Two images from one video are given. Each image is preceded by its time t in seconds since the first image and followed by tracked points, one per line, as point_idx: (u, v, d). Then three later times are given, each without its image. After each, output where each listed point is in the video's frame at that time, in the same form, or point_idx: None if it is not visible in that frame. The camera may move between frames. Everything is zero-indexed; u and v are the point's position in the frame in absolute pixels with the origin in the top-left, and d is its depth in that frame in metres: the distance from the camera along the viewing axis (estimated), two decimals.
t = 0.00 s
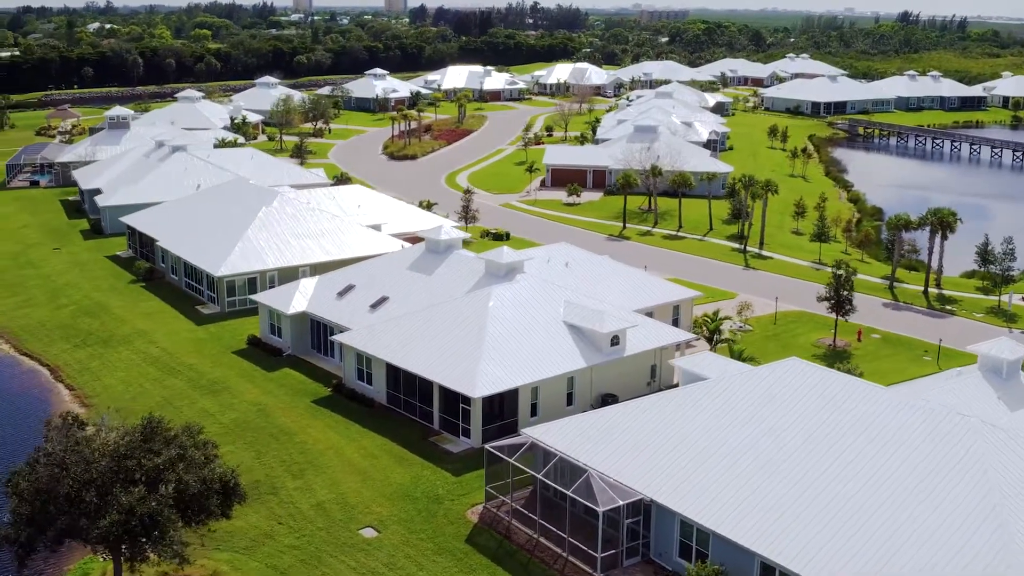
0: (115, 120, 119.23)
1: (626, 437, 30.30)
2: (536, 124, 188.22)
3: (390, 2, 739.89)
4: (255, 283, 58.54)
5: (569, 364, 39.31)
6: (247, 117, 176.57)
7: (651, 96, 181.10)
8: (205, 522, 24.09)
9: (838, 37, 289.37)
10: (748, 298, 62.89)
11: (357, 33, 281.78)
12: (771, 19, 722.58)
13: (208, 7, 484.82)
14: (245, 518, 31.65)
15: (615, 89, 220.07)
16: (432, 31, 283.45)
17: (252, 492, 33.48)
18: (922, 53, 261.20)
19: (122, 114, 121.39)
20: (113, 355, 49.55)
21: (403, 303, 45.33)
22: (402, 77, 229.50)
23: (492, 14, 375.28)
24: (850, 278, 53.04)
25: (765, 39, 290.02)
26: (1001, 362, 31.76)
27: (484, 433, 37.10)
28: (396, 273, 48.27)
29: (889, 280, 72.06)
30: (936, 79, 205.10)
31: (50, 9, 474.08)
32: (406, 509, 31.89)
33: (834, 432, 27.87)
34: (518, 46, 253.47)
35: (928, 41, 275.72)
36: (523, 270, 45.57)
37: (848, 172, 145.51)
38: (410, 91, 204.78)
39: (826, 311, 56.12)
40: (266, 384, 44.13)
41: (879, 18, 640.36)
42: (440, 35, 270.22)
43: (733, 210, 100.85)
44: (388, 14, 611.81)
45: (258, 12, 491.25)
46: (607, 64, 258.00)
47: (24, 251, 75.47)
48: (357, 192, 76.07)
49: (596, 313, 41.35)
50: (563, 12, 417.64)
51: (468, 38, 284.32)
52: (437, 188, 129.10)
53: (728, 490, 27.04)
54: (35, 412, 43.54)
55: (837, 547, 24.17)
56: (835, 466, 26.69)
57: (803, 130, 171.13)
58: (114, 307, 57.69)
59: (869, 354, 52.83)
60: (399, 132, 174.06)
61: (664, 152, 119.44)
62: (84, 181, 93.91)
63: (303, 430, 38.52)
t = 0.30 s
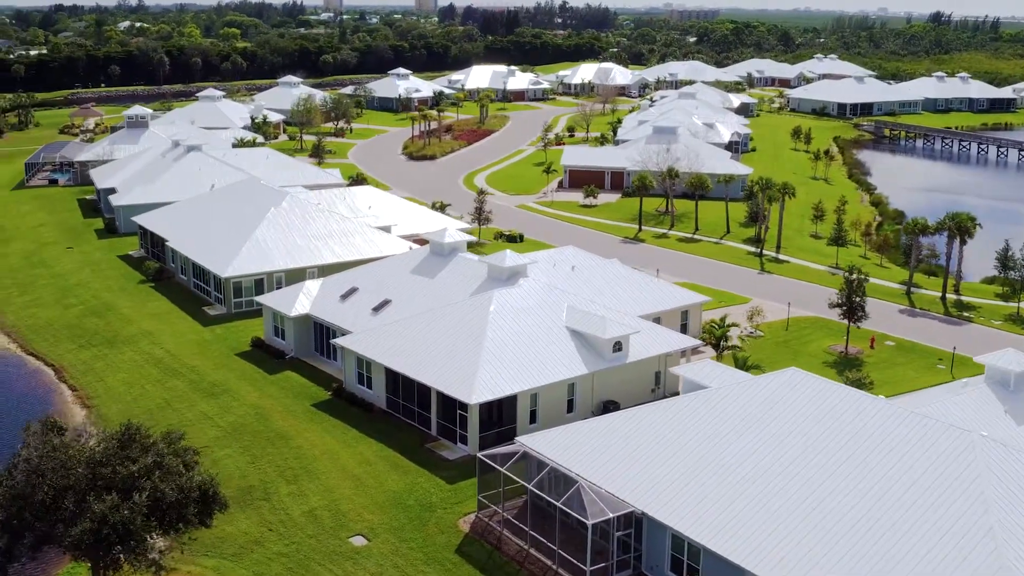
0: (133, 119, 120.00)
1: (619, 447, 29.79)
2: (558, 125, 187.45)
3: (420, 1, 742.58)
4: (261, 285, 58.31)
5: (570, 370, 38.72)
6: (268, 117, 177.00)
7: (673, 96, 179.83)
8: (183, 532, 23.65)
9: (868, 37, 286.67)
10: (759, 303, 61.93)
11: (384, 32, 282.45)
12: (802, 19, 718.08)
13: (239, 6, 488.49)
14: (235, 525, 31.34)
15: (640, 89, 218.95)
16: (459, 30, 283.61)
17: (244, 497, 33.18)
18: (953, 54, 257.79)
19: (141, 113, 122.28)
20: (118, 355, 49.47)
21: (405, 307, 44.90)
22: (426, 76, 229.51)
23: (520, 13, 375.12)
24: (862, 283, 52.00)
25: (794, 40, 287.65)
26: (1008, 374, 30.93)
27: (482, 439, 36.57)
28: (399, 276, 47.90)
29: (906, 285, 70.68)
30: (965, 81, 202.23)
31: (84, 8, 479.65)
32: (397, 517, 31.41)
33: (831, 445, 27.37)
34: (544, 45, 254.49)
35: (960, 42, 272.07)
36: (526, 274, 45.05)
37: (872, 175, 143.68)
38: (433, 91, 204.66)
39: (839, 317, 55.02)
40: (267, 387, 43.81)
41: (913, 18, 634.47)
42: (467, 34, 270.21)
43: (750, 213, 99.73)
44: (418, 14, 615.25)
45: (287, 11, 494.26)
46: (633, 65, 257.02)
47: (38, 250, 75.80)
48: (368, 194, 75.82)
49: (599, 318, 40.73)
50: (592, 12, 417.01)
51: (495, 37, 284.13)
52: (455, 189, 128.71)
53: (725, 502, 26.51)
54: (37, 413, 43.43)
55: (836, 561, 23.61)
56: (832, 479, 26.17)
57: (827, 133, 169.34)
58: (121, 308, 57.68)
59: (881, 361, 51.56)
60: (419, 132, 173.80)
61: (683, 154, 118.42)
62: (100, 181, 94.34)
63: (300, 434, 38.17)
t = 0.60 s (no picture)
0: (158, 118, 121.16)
1: (619, 456, 29.20)
2: (586, 125, 186.42)
3: (456, 1, 745.36)
4: (274, 286, 58.12)
5: (574, 378, 38.11)
6: (295, 116, 177.59)
7: (703, 97, 178.27)
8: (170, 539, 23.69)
9: (905, 37, 283.09)
10: (776, 309, 60.88)
11: (417, 30, 283.00)
12: (839, 19, 711.30)
13: (276, 4, 492.55)
14: (230, 531, 31.08)
15: (671, 89, 217.64)
16: (492, 29, 283.09)
17: (242, 503, 32.89)
18: (991, 55, 253.55)
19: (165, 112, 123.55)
20: (127, 356, 49.57)
21: (412, 311, 44.51)
22: (456, 76, 229.46)
23: (555, 12, 374.51)
24: (881, 290, 50.94)
25: (830, 40, 284.58)
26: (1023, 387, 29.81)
27: (484, 447, 36.02)
28: (408, 279, 47.52)
29: (929, 292, 69.23)
30: (1002, 82, 198.75)
31: (125, 7, 486.88)
32: (393, 525, 30.95)
33: (836, 457, 26.80)
34: (577, 44, 254.32)
35: (999, 42, 267.56)
36: (535, 278, 44.49)
37: (903, 177, 141.56)
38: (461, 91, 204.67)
39: (857, 323, 53.85)
40: (273, 390, 43.62)
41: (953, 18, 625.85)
42: (500, 32, 269.72)
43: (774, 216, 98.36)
44: (454, 12, 617.54)
45: (324, 10, 497.34)
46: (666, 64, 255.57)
47: (60, 249, 76.39)
48: (385, 194, 75.58)
49: (606, 325, 40.09)
50: (627, 11, 415.69)
51: (528, 36, 283.55)
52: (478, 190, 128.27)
53: (727, 513, 25.91)
54: (44, 412, 43.57)
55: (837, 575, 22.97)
56: (836, 491, 25.57)
57: (858, 134, 167.16)
58: (134, 308, 57.88)
59: (900, 370, 50.32)
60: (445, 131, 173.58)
61: (707, 155, 117.21)
62: (123, 180, 95.01)
63: (302, 439, 37.86)
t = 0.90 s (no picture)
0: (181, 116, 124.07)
1: (615, 463, 28.77)
2: (612, 125, 185.44)
3: None
4: (283, 287, 57.96)
5: (576, 385, 37.54)
6: (319, 115, 177.97)
7: (729, 97, 176.74)
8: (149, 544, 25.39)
9: (940, 37, 279.66)
10: (790, 315, 59.90)
11: (448, 29, 283.02)
12: (874, 19, 704.24)
13: (309, 3, 494.98)
14: (222, 537, 30.83)
15: (700, 89, 216.13)
16: (522, 27, 282.34)
17: (235, 509, 32.64)
18: None
19: (188, 110, 126.09)
20: (134, 356, 49.57)
21: (416, 314, 44.11)
22: (482, 75, 229.16)
23: (587, 11, 373.49)
24: (896, 297, 49.91)
25: (864, 40, 281.60)
26: None
27: (481, 454, 35.53)
28: (414, 282, 47.12)
29: (949, 298, 67.92)
30: None
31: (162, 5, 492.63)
32: (385, 533, 30.52)
33: (836, 469, 26.36)
34: (607, 44, 253.46)
35: None
36: (540, 283, 43.95)
37: (931, 180, 139.35)
38: (488, 90, 204.26)
39: (872, 330, 52.80)
40: (275, 393, 43.38)
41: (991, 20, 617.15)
42: (530, 31, 269.12)
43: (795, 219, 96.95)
44: (487, 11, 618.85)
45: (356, 8, 499.00)
46: (696, 64, 254.02)
47: (76, 248, 76.87)
48: (399, 196, 75.31)
49: (610, 330, 39.45)
50: (659, 11, 413.78)
51: (558, 36, 282.92)
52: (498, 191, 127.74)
53: (724, 522, 25.43)
54: (48, 412, 43.72)
55: None
56: (836, 503, 25.09)
57: (887, 136, 165.06)
58: (144, 308, 57.94)
59: (914, 379, 49.28)
60: (468, 131, 173.27)
61: (728, 157, 115.81)
62: (142, 179, 95.56)
63: (300, 444, 37.57)
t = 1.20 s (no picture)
0: (200, 113, 124.92)
1: (610, 468, 28.30)
2: (635, 123, 184.26)
3: None
4: (291, 285, 57.63)
5: (575, 388, 36.98)
6: (340, 111, 178.08)
7: (753, 95, 175.11)
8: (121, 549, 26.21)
9: (972, 35, 275.70)
10: (802, 318, 58.99)
11: (475, 25, 282.69)
12: (908, 16, 695.95)
13: None
14: (211, 539, 30.60)
15: (726, 87, 214.57)
16: (549, 23, 281.30)
17: (227, 511, 32.38)
18: None
19: (206, 107, 126.86)
20: (138, 354, 49.52)
21: (418, 314, 43.69)
22: (507, 72, 228.62)
23: (617, 7, 372.13)
24: (908, 301, 49.00)
25: (895, 37, 278.22)
26: None
27: (477, 458, 35.10)
28: (417, 282, 46.78)
29: (966, 302, 66.69)
30: None
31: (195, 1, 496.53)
32: (375, 538, 30.16)
33: (834, 477, 25.82)
34: (634, 41, 252.49)
35: None
36: (543, 284, 43.44)
37: (957, 180, 137.08)
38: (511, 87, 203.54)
39: (884, 334, 51.81)
40: (275, 393, 43.14)
41: None
42: (556, 27, 268.14)
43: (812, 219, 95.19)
44: (517, 7, 619.07)
45: (387, 4, 500.26)
46: (724, 61, 252.17)
47: (91, 245, 77.23)
48: (411, 194, 74.94)
49: (611, 333, 38.85)
50: (690, 7, 411.63)
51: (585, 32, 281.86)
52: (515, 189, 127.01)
53: (718, 529, 24.91)
54: (49, 410, 43.69)
55: None
56: (829, 514, 24.52)
57: (913, 135, 162.87)
58: (152, 306, 57.97)
59: (927, 385, 48.28)
60: (489, 129, 172.81)
61: (747, 156, 114.07)
62: (159, 176, 95.91)
63: (297, 445, 37.25)
